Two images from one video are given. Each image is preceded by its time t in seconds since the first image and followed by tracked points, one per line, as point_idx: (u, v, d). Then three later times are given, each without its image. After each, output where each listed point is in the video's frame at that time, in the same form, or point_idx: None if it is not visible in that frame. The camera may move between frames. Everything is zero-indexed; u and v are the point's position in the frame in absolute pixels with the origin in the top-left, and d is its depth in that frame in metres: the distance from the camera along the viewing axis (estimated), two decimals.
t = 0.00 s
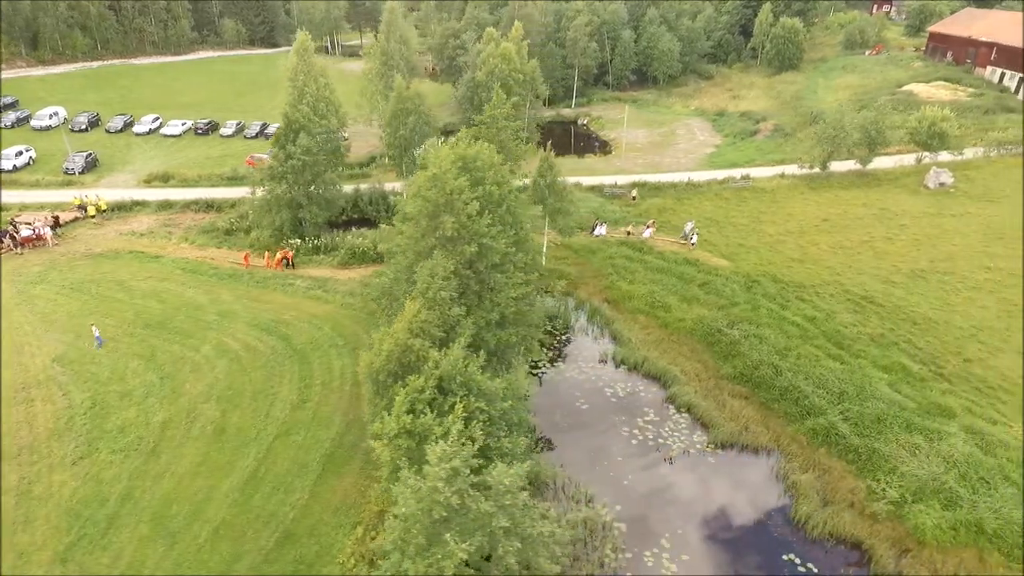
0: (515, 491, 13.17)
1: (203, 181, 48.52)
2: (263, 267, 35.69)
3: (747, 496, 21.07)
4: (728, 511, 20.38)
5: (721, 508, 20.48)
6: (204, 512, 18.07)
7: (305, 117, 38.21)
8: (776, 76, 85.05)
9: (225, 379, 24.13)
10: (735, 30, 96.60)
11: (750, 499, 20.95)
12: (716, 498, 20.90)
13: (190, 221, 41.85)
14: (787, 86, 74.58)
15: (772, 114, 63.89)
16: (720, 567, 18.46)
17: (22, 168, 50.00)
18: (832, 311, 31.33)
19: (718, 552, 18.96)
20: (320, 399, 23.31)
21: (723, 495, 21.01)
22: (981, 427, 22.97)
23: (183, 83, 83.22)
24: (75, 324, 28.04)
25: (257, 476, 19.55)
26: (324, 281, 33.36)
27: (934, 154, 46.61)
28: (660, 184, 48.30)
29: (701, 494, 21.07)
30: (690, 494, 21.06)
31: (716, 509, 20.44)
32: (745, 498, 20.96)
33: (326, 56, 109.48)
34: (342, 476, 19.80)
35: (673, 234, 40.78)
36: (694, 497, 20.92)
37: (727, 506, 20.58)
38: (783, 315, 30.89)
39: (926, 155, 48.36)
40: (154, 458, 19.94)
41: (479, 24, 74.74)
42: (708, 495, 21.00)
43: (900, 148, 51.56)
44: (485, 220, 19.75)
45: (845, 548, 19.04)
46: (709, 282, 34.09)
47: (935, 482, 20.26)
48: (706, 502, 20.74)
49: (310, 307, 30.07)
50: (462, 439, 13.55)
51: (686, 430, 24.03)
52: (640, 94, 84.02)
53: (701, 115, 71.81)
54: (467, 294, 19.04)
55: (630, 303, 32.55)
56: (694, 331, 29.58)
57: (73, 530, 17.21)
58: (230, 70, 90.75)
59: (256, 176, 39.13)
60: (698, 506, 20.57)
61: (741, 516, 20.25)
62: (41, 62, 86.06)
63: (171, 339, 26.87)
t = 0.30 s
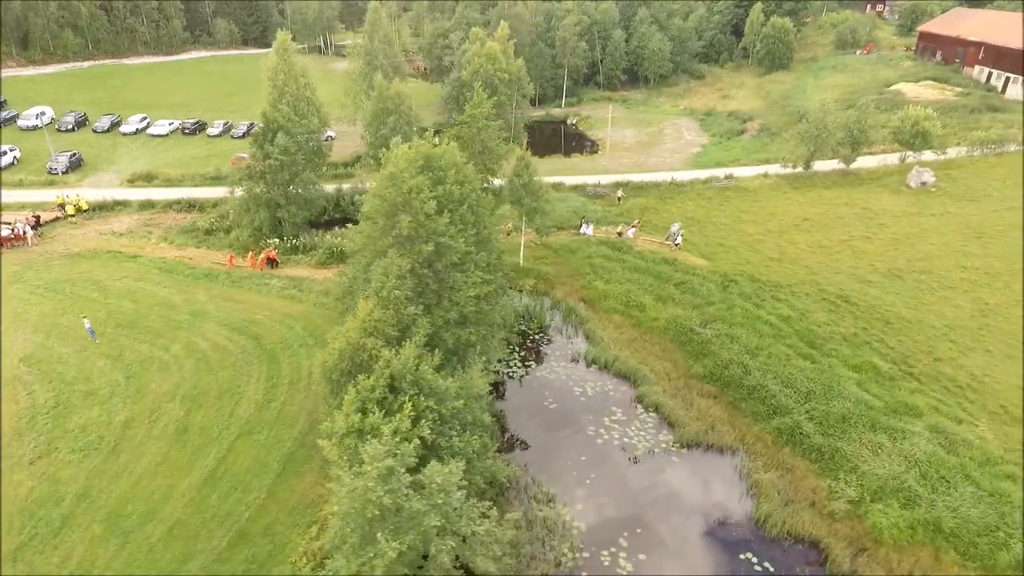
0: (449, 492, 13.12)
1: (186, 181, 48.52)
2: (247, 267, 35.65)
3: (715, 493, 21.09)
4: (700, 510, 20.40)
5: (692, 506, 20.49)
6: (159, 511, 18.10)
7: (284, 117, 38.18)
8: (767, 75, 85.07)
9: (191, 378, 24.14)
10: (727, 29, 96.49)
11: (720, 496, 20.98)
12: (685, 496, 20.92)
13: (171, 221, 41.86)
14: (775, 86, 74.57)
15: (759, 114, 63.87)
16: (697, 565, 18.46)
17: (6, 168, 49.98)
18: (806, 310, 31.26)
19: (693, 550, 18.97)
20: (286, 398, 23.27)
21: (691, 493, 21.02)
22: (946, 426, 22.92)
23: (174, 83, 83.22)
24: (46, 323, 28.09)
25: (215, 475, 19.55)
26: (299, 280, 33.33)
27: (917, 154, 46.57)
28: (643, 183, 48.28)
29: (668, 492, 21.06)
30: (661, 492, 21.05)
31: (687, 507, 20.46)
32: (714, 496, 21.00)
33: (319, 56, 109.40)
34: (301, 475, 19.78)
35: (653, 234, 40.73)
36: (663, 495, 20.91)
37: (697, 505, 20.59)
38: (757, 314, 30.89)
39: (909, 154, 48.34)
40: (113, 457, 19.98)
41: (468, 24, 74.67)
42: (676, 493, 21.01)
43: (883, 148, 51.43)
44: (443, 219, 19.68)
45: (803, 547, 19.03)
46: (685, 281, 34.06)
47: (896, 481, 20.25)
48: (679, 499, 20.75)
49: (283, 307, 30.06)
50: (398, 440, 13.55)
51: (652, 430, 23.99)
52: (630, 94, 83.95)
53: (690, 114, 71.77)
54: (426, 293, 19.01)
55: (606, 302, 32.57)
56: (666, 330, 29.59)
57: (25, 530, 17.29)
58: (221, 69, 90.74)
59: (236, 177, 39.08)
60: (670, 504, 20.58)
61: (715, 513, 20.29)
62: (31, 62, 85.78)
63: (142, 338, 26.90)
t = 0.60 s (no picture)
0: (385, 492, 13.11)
1: (170, 181, 48.48)
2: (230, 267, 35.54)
3: (679, 491, 21.04)
4: (664, 508, 20.34)
5: (658, 506, 20.38)
6: (114, 510, 18.10)
7: (262, 116, 38.11)
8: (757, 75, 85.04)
9: (158, 377, 24.14)
10: (719, 29, 96.43)
11: (684, 494, 20.92)
12: (649, 495, 20.85)
13: (151, 220, 41.83)
14: (764, 86, 74.60)
15: (746, 113, 63.88)
16: (660, 563, 18.42)
17: None
18: (781, 309, 31.18)
19: (655, 547, 18.95)
20: (251, 396, 23.23)
21: (655, 491, 20.97)
22: (910, 425, 22.88)
23: (164, 83, 83.19)
24: (17, 323, 28.08)
25: (174, 474, 19.53)
26: (275, 280, 33.29)
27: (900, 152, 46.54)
28: (626, 183, 48.24)
29: (632, 491, 21.00)
30: (629, 492, 20.95)
31: (654, 506, 20.36)
32: (678, 494, 20.94)
33: (312, 55, 109.37)
34: (260, 475, 19.75)
35: (633, 232, 40.68)
36: (626, 494, 20.83)
37: (661, 503, 20.52)
38: (730, 312, 30.85)
39: (892, 153, 48.34)
40: (72, 457, 19.98)
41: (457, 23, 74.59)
42: (640, 492, 20.94)
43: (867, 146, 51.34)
44: (401, 217, 19.66)
45: (761, 546, 19.01)
46: (661, 280, 34.01)
47: (856, 480, 20.24)
48: (647, 499, 20.65)
49: (256, 306, 30.05)
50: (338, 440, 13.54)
51: (619, 428, 23.96)
52: (620, 93, 83.91)
53: (679, 113, 71.74)
54: (384, 293, 19.02)
55: (581, 301, 32.56)
56: (639, 329, 29.59)
57: None
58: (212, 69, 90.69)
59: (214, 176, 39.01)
60: (637, 503, 20.48)
61: (679, 511, 20.24)
62: (21, 62, 85.24)
63: (112, 337, 26.90)
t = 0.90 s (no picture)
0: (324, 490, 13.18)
1: (153, 181, 48.45)
2: (213, 267, 35.50)
3: (642, 491, 20.98)
4: (626, 508, 20.28)
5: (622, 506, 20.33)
6: (70, 510, 18.11)
7: (241, 115, 38.00)
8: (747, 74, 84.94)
9: (124, 377, 24.14)
10: (711, 28, 96.31)
11: (646, 493, 20.86)
12: (612, 495, 20.81)
13: (132, 220, 41.79)
14: (753, 86, 74.58)
15: (733, 113, 63.83)
16: (618, 562, 18.37)
17: None
18: (755, 308, 31.10)
19: (614, 547, 18.88)
20: (217, 396, 23.21)
21: (618, 491, 20.93)
22: (876, 424, 22.89)
23: (154, 82, 83.16)
24: None
25: (133, 474, 19.53)
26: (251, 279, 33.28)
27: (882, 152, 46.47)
28: (609, 182, 48.17)
29: (595, 491, 20.94)
30: (593, 492, 20.89)
31: (617, 506, 20.31)
32: (640, 493, 20.89)
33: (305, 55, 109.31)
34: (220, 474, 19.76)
35: (613, 232, 40.60)
36: (589, 494, 20.79)
37: (623, 502, 20.47)
38: (704, 311, 30.82)
39: (876, 152, 48.32)
40: (32, 457, 20.00)
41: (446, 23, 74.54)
42: (603, 492, 20.90)
43: (852, 145, 51.36)
44: (360, 215, 19.63)
45: (720, 544, 19.00)
46: (637, 279, 33.95)
47: (816, 479, 20.29)
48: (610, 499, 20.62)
49: (230, 305, 30.05)
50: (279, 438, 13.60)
51: (585, 427, 23.96)
52: (611, 93, 83.85)
53: (667, 113, 71.68)
54: (342, 292, 19.03)
55: (556, 301, 32.55)
56: (612, 328, 29.57)
57: None
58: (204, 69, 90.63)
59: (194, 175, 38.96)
60: (600, 503, 20.44)
61: (640, 510, 20.18)
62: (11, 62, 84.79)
63: (82, 336, 26.91)
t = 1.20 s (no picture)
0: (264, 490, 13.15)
1: (137, 180, 48.47)
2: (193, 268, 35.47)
3: (604, 490, 20.97)
4: (586, 508, 20.24)
5: (582, 506, 20.32)
6: (26, 510, 18.11)
7: (220, 114, 37.94)
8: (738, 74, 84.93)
9: (92, 377, 24.14)
10: (703, 28, 96.19)
11: (608, 493, 20.86)
12: (575, 494, 20.77)
13: (113, 220, 41.76)
14: (743, 86, 74.55)
15: (721, 113, 63.78)
16: (575, 563, 18.29)
17: None
18: (730, 307, 31.04)
19: (573, 546, 18.86)
20: (182, 395, 23.19)
21: (580, 491, 20.94)
22: (841, 423, 22.88)
23: (145, 82, 83.16)
24: None
25: (92, 473, 19.52)
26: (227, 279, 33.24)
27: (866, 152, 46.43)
28: (592, 182, 48.09)
29: (559, 490, 20.90)
30: (555, 491, 20.88)
31: (577, 506, 20.30)
32: (602, 493, 20.86)
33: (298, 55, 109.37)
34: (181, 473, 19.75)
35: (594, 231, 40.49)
36: (552, 494, 20.76)
37: (584, 503, 20.45)
38: (679, 310, 30.79)
39: (859, 152, 48.27)
40: None
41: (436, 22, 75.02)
42: (567, 492, 20.85)
43: (837, 145, 51.27)
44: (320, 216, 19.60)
45: (679, 542, 18.99)
46: (614, 279, 33.91)
47: (777, 479, 20.30)
48: (571, 498, 20.60)
49: (203, 305, 30.02)
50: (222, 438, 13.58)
51: (553, 427, 23.93)
52: (602, 92, 83.78)
53: (656, 112, 71.62)
54: (301, 293, 19.08)
55: (532, 300, 32.53)
56: (585, 327, 29.55)
57: None
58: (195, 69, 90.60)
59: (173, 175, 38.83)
60: (561, 502, 20.43)
61: (601, 510, 20.17)
62: (1, 61, 84.49)
63: (52, 336, 26.89)
